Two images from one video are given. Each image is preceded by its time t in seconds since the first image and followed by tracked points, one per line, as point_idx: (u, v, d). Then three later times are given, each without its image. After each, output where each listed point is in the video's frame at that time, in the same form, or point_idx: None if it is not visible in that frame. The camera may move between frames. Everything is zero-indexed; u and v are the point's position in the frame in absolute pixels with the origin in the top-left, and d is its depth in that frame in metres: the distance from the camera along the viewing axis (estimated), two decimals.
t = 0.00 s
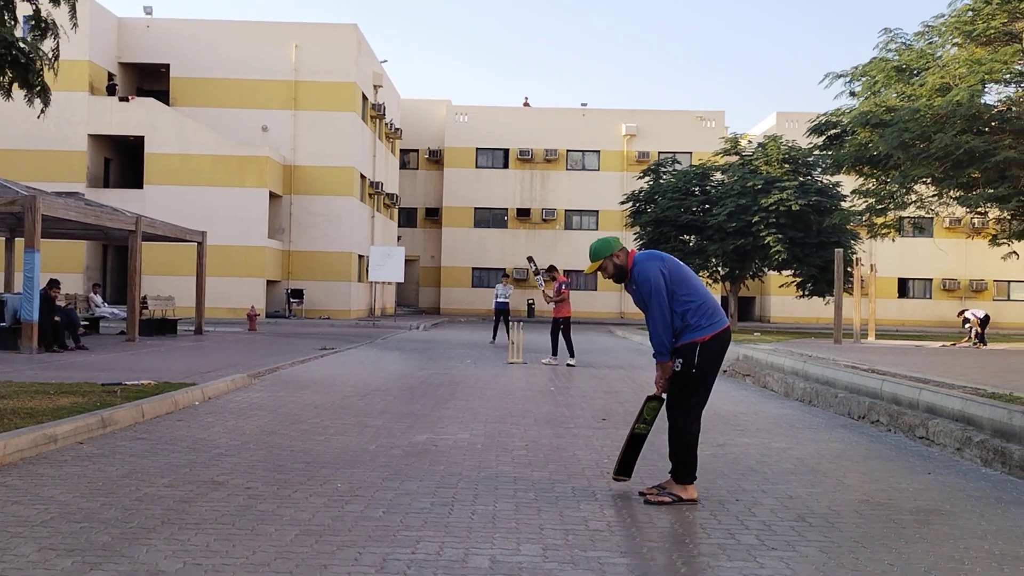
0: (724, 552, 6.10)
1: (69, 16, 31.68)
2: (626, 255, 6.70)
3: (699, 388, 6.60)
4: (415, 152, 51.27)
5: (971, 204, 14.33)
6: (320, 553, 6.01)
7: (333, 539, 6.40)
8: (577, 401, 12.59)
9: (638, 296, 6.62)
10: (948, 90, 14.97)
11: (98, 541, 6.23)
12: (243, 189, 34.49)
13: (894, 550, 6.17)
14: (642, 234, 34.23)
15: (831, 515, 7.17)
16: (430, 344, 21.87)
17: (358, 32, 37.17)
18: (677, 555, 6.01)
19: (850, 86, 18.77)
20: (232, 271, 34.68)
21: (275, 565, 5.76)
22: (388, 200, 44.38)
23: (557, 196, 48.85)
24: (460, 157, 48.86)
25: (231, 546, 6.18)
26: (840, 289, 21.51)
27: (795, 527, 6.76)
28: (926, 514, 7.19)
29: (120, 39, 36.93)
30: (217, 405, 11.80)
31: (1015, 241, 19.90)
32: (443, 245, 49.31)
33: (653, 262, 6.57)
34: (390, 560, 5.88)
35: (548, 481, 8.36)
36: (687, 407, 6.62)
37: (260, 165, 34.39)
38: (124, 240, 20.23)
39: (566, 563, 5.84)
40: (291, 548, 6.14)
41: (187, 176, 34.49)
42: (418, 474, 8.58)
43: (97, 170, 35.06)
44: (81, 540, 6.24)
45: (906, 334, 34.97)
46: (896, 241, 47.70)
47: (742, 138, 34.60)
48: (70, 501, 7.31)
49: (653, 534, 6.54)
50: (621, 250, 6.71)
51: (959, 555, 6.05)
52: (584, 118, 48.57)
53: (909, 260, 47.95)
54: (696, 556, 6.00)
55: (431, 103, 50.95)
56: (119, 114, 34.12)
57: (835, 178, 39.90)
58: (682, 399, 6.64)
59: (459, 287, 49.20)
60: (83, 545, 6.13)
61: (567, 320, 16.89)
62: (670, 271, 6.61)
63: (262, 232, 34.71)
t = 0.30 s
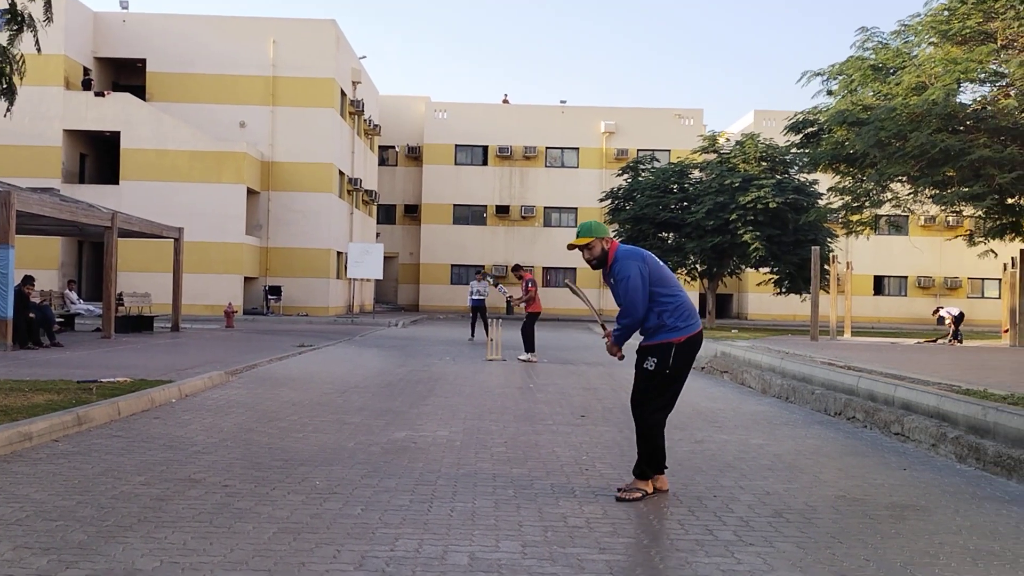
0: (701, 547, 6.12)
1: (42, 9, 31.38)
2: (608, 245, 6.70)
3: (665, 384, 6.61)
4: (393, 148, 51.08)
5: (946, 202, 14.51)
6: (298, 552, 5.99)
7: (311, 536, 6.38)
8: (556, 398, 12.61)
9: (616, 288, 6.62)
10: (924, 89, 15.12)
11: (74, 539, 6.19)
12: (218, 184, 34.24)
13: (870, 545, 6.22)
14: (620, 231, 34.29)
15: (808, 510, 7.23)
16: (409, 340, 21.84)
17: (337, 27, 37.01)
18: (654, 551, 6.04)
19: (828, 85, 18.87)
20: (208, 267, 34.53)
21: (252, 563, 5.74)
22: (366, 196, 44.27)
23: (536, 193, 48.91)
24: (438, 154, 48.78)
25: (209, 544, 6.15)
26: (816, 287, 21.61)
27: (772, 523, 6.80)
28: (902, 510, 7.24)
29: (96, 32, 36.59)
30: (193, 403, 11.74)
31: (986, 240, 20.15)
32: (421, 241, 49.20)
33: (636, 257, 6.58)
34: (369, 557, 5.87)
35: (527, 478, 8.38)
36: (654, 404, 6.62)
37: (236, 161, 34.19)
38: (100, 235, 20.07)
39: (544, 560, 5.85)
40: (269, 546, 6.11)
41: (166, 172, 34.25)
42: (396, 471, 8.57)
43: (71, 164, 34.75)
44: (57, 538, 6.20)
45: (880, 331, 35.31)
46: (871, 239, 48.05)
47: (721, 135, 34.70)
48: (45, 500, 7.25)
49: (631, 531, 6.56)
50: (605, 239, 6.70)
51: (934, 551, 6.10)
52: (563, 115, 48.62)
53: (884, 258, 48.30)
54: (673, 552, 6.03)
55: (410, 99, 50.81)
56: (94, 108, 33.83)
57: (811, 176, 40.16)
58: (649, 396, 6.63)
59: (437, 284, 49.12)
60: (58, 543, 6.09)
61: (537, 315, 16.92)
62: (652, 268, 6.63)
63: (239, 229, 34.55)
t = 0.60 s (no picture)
0: (683, 542, 6.14)
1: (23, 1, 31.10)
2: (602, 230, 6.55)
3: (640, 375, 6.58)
4: (377, 142, 50.94)
5: (927, 197, 14.65)
6: (279, 546, 5.98)
7: (292, 531, 6.37)
8: (538, 393, 12.62)
9: (615, 269, 6.46)
10: (905, 86, 15.23)
11: (53, 535, 6.15)
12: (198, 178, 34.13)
13: (850, 539, 6.26)
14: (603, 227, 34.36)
15: (788, 504, 7.26)
16: (391, 335, 21.81)
17: (320, 20, 36.84)
18: (637, 545, 6.05)
19: (809, 81, 18.94)
20: (190, 261, 34.31)
21: (233, 558, 5.72)
22: (349, 191, 44.17)
23: (519, 188, 48.91)
24: (422, 148, 48.67)
25: (189, 539, 6.13)
26: (795, 283, 21.71)
27: (753, 517, 6.83)
28: (882, 504, 7.29)
29: (76, 25, 36.30)
30: (174, 398, 11.69)
31: (960, 236, 20.31)
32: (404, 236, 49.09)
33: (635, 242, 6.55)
34: (350, 552, 5.86)
35: (509, 472, 8.39)
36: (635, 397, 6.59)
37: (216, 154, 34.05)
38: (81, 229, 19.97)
39: (527, 554, 5.86)
40: (250, 541, 6.10)
41: (150, 166, 34.06)
42: (378, 466, 8.56)
43: (51, 158, 34.49)
44: (35, 534, 6.16)
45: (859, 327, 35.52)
46: (852, 235, 48.30)
47: (704, 131, 34.82)
48: (24, 495, 7.20)
49: (614, 525, 6.58)
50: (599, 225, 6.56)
51: (913, 544, 6.14)
52: (547, 110, 48.59)
53: (865, 254, 48.58)
54: (654, 546, 6.05)
55: (394, 93, 50.68)
56: (75, 101, 33.59)
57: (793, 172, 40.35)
58: (630, 391, 6.61)
59: (421, 279, 49.07)
60: (37, 539, 6.05)
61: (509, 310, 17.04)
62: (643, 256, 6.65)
63: (221, 223, 34.39)
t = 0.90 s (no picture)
0: (675, 539, 6.15)
1: None
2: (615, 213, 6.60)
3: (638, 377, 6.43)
4: (369, 140, 50.85)
5: (917, 195, 14.72)
6: (270, 544, 5.97)
7: (283, 529, 6.35)
8: (530, 390, 12.63)
9: (636, 246, 6.42)
10: (896, 84, 15.27)
11: (42, 532, 6.13)
12: (190, 175, 34.05)
13: (841, 536, 6.27)
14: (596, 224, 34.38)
15: (780, 502, 7.28)
16: (383, 333, 21.78)
17: (311, 17, 36.75)
18: (627, 542, 6.06)
19: (801, 79, 18.95)
20: (181, 259, 34.25)
21: (224, 556, 5.71)
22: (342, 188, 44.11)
23: (511, 186, 48.89)
24: (414, 146, 48.62)
25: (180, 537, 6.11)
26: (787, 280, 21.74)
27: (745, 514, 6.84)
28: (874, 501, 7.31)
29: (66, 21, 36.13)
30: (165, 395, 11.66)
31: (951, 233, 20.39)
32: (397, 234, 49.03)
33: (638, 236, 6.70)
34: (342, 549, 5.86)
35: (501, 470, 8.39)
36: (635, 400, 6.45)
37: (207, 152, 33.96)
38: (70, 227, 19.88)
39: (518, 551, 5.86)
40: (241, 539, 6.08)
41: (142, 163, 33.94)
42: (370, 464, 8.55)
43: (41, 155, 34.34)
44: (25, 531, 6.13)
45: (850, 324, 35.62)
46: (844, 233, 48.43)
47: (695, 129, 34.87)
48: (14, 492, 7.17)
49: (606, 523, 6.58)
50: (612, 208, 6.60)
51: (904, 541, 6.16)
52: (539, 108, 48.57)
53: (856, 252, 48.71)
54: (646, 543, 6.06)
55: (386, 91, 50.59)
56: (66, 98, 33.44)
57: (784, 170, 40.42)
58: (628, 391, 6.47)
59: (413, 277, 49.02)
60: (26, 537, 6.02)
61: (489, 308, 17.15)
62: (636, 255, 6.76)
63: (213, 220, 34.30)
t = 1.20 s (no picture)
0: (675, 545, 6.14)
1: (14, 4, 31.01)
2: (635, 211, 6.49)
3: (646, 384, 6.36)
4: (370, 146, 50.92)
5: (918, 201, 14.73)
6: (269, 551, 5.96)
7: (283, 535, 6.34)
8: (530, 396, 12.62)
9: (653, 250, 6.37)
10: (896, 90, 15.30)
11: (42, 539, 6.12)
12: (191, 181, 34.03)
13: (841, 543, 6.26)
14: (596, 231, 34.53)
15: (781, 508, 7.26)
16: (384, 339, 21.77)
17: (312, 24, 36.84)
18: (628, 549, 6.05)
19: (800, 86, 18.98)
20: (182, 265, 34.27)
21: (224, 562, 5.71)
22: (343, 195, 44.16)
23: (511, 192, 48.92)
24: (415, 152, 48.68)
25: (179, 543, 6.10)
26: (788, 286, 21.72)
27: (746, 521, 6.82)
28: (874, 508, 7.29)
29: (67, 28, 36.20)
30: (165, 402, 11.64)
31: (951, 239, 20.39)
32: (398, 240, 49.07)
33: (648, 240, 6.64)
34: (342, 556, 5.85)
35: (501, 476, 8.37)
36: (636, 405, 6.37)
37: (207, 158, 33.98)
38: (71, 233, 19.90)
39: (518, 558, 5.85)
40: (241, 545, 6.08)
41: (143, 169, 33.98)
42: (370, 470, 8.55)
43: (42, 161, 34.37)
44: (25, 538, 6.13)
45: (850, 330, 35.61)
46: (844, 239, 48.44)
47: (695, 135, 34.94)
48: (13, 499, 7.16)
49: (606, 529, 6.56)
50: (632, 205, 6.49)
51: (905, 548, 6.14)
52: (539, 114, 48.63)
53: (857, 258, 48.73)
54: (647, 550, 6.04)
55: (387, 97, 50.68)
56: (67, 105, 33.50)
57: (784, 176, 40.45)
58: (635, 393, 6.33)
59: (414, 283, 49.03)
60: (26, 543, 6.01)
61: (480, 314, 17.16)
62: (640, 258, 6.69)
63: (213, 227, 34.32)
